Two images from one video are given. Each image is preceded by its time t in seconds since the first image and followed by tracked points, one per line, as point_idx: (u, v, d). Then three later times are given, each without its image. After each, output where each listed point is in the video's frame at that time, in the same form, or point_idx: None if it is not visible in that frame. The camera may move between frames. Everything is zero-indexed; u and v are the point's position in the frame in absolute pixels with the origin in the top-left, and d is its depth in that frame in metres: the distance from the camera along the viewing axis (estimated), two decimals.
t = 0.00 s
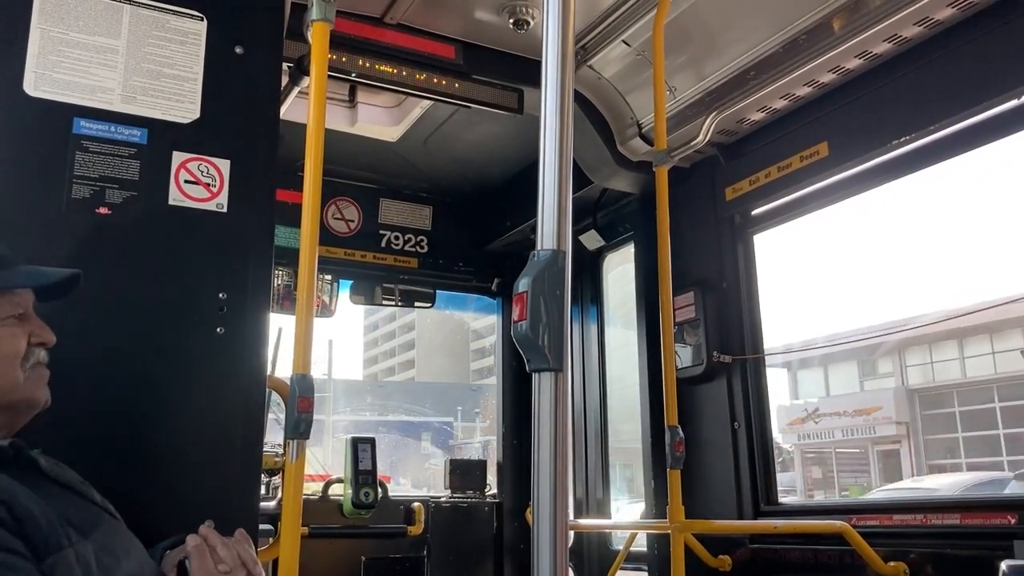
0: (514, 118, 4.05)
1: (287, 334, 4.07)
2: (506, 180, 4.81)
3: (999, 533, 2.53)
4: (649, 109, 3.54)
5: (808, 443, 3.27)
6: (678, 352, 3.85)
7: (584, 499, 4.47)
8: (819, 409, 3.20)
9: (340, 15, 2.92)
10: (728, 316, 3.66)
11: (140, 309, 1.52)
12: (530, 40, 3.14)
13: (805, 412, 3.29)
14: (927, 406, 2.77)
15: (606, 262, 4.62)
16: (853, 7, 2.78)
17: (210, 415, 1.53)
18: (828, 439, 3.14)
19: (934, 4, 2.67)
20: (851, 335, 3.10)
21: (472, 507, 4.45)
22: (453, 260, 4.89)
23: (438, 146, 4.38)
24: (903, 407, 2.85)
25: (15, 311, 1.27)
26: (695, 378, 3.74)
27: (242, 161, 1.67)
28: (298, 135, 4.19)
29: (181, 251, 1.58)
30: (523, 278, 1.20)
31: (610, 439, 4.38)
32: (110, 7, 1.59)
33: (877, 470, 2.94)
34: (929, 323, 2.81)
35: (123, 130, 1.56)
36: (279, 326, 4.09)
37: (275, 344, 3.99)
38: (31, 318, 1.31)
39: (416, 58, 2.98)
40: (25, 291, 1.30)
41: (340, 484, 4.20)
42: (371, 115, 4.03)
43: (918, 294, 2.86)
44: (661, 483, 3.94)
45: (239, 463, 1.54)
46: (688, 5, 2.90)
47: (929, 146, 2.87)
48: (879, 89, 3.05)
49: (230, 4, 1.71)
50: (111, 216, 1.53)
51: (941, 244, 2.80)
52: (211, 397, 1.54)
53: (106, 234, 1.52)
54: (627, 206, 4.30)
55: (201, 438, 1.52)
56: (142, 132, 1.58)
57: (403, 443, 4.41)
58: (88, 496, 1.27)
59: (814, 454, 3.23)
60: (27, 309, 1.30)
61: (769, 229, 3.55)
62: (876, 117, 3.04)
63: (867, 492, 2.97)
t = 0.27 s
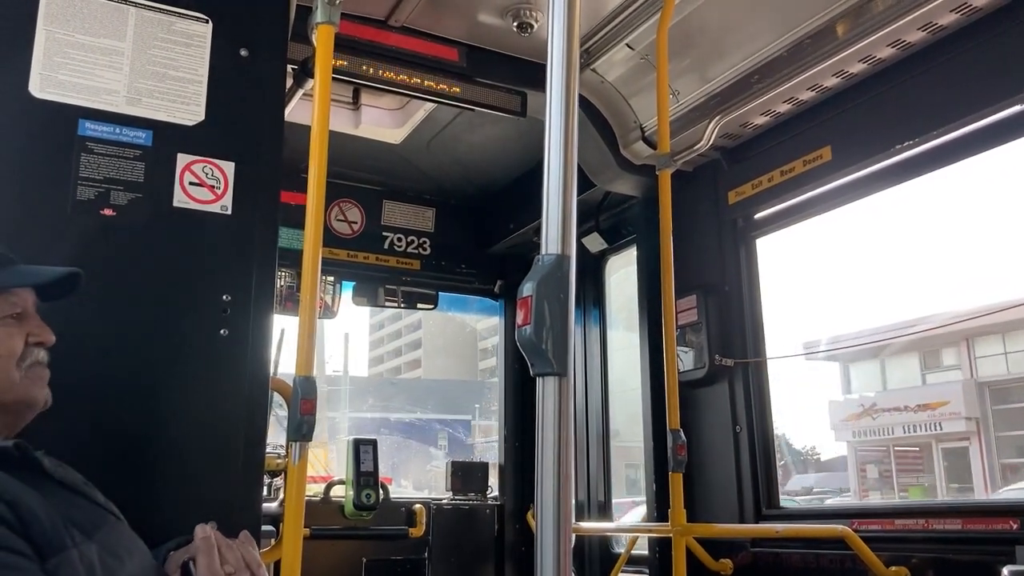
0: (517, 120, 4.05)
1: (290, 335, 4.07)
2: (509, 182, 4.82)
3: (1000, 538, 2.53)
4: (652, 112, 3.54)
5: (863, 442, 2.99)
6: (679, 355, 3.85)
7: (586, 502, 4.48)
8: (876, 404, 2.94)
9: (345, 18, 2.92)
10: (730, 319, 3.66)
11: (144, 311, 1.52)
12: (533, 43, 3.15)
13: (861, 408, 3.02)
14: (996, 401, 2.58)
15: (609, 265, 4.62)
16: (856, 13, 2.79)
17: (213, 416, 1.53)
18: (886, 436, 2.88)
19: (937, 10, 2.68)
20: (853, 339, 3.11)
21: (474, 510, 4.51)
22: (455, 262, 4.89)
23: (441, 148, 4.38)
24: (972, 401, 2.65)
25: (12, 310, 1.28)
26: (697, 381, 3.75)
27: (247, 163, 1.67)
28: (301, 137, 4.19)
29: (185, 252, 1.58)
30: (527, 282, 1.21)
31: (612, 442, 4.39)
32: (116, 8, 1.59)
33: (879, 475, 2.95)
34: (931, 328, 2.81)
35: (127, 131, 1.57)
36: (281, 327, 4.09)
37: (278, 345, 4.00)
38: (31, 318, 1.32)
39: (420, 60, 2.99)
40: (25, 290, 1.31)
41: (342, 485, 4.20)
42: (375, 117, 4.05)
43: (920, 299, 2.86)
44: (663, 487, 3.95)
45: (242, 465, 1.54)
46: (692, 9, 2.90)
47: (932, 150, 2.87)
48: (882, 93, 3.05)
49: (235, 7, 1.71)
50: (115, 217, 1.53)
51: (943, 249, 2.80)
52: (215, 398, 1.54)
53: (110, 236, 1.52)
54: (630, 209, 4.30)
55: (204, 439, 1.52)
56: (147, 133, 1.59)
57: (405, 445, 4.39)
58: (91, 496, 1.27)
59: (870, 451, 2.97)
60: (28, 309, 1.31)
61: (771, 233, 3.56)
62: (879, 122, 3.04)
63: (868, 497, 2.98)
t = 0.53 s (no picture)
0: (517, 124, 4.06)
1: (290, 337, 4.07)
2: (509, 186, 4.82)
3: (1000, 543, 2.53)
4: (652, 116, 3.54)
5: (923, 439, 2.79)
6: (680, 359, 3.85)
7: (585, 506, 4.47)
8: (938, 399, 2.75)
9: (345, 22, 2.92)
10: (730, 324, 3.66)
11: (144, 315, 1.52)
12: (533, 47, 3.15)
13: (920, 402, 2.81)
14: None
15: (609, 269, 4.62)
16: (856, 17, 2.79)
17: (213, 420, 1.53)
18: (948, 433, 2.69)
19: (938, 15, 2.68)
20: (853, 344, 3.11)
21: (474, 513, 4.47)
22: (455, 265, 4.89)
23: (441, 152, 4.39)
24: None
25: (14, 315, 1.27)
26: (697, 385, 3.74)
27: (248, 167, 1.67)
28: (301, 140, 4.19)
29: (186, 256, 1.58)
30: (529, 287, 1.20)
31: (611, 446, 4.38)
32: (117, 12, 1.59)
33: (879, 480, 2.95)
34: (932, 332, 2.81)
35: (128, 135, 1.57)
36: (281, 330, 4.09)
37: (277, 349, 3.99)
38: (32, 322, 1.32)
39: (420, 64, 2.99)
40: (25, 294, 1.30)
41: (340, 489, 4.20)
42: (376, 121, 4.07)
43: (921, 304, 2.86)
44: (662, 491, 3.94)
45: (242, 470, 1.54)
46: (692, 13, 2.91)
47: (933, 155, 2.87)
48: (882, 98, 3.06)
49: (237, 11, 1.71)
50: (115, 221, 1.53)
51: (943, 254, 2.80)
52: (215, 402, 1.54)
53: (111, 239, 1.52)
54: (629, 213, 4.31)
55: (204, 444, 1.51)
56: (148, 137, 1.59)
57: (404, 449, 4.41)
58: (91, 500, 1.26)
59: (929, 449, 2.77)
60: (29, 313, 1.31)
61: (771, 237, 3.56)
62: (879, 126, 3.04)
63: (868, 502, 2.98)
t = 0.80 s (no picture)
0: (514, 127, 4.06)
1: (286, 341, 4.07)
2: (505, 189, 4.82)
3: (995, 546, 2.53)
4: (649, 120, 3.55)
5: (983, 437, 2.59)
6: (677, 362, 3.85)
7: (582, 509, 4.47)
8: (1001, 393, 2.55)
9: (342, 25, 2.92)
10: (726, 326, 3.67)
11: (140, 320, 1.52)
12: (530, 51, 3.15)
13: (981, 397, 2.61)
14: None
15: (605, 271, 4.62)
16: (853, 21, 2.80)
17: (210, 425, 1.53)
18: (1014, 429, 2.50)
19: (934, 18, 2.69)
20: (850, 347, 3.12)
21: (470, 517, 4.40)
22: (451, 268, 4.90)
23: (438, 155, 4.39)
24: None
25: (19, 323, 1.27)
26: (694, 388, 3.74)
27: (245, 172, 1.67)
28: (298, 143, 4.19)
29: (183, 262, 1.58)
30: (527, 293, 1.21)
31: (609, 448, 4.38)
32: (114, 17, 1.59)
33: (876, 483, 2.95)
34: (928, 336, 2.82)
35: (125, 140, 1.57)
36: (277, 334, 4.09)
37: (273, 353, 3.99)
38: (35, 329, 1.32)
39: (416, 68, 2.99)
40: (28, 303, 1.30)
41: (337, 492, 4.19)
42: (372, 124, 4.07)
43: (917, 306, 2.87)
44: (660, 494, 3.94)
45: (239, 475, 1.53)
46: (689, 17, 2.91)
47: (929, 158, 2.88)
48: (877, 101, 3.07)
49: (234, 15, 1.72)
50: (112, 226, 1.53)
51: (939, 257, 2.81)
52: (211, 407, 1.54)
53: (107, 244, 1.52)
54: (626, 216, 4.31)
55: (201, 449, 1.51)
56: (145, 141, 1.59)
57: (400, 451, 4.44)
58: (89, 506, 1.26)
59: (990, 446, 2.58)
60: (31, 321, 1.31)
61: (767, 240, 3.56)
62: (875, 130, 3.05)
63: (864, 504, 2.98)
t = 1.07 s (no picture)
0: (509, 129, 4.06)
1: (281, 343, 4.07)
2: (501, 191, 4.83)
3: (988, 549, 2.54)
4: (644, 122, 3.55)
5: None
6: (672, 364, 3.84)
7: (577, 511, 4.48)
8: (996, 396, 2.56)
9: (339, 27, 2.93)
10: (720, 329, 3.67)
11: (135, 320, 1.52)
12: (526, 53, 3.16)
13: None
14: None
15: (601, 273, 4.62)
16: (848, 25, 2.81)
17: (205, 426, 1.53)
18: None
19: (928, 22, 2.70)
20: (844, 349, 3.13)
21: (465, 518, 4.47)
22: (447, 270, 4.89)
23: (434, 156, 4.39)
24: None
25: (15, 325, 1.26)
26: (689, 390, 3.74)
27: (240, 173, 1.67)
28: (293, 145, 4.19)
29: (179, 263, 1.58)
30: (522, 294, 1.21)
31: (604, 451, 4.39)
32: (110, 17, 1.59)
33: (870, 486, 2.96)
34: (923, 339, 2.82)
35: (120, 140, 1.57)
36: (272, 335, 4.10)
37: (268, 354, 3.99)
38: (30, 331, 1.32)
39: (412, 69, 2.99)
40: (25, 306, 1.29)
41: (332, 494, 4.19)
42: (366, 126, 4.04)
43: (911, 309, 2.88)
44: (655, 496, 3.94)
45: (234, 476, 1.53)
46: (684, 20, 2.92)
47: (923, 162, 2.89)
48: (872, 105, 3.08)
49: (229, 17, 1.72)
50: (107, 226, 1.53)
51: (933, 260, 2.82)
52: (206, 408, 1.54)
53: (102, 245, 1.52)
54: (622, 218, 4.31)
55: (196, 450, 1.51)
56: (140, 142, 1.58)
57: (396, 453, 4.44)
58: (83, 508, 1.27)
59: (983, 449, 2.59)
60: (27, 323, 1.30)
61: (762, 243, 3.57)
62: (869, 133, 3.06)
63: (858, 507, 2.98)
